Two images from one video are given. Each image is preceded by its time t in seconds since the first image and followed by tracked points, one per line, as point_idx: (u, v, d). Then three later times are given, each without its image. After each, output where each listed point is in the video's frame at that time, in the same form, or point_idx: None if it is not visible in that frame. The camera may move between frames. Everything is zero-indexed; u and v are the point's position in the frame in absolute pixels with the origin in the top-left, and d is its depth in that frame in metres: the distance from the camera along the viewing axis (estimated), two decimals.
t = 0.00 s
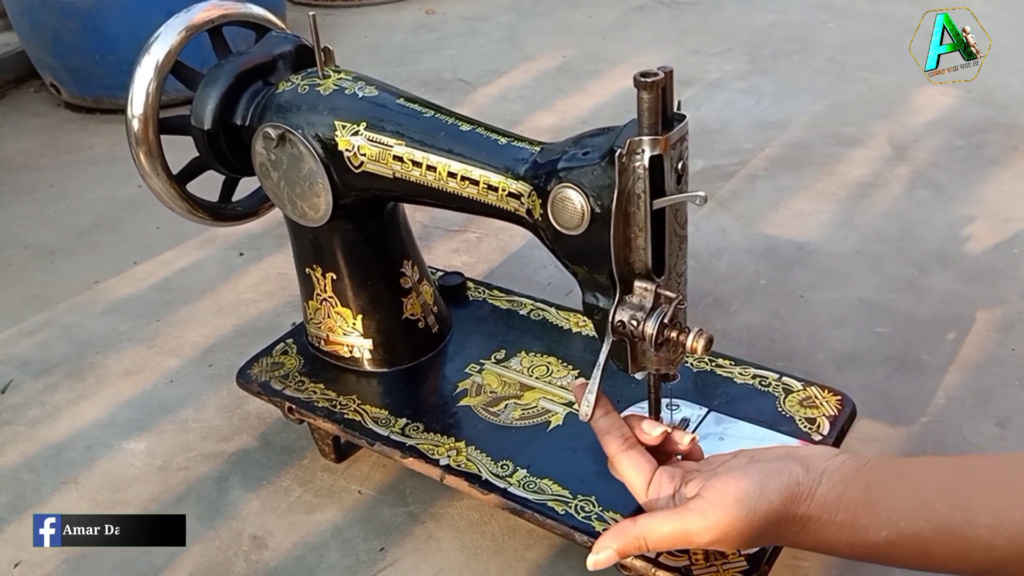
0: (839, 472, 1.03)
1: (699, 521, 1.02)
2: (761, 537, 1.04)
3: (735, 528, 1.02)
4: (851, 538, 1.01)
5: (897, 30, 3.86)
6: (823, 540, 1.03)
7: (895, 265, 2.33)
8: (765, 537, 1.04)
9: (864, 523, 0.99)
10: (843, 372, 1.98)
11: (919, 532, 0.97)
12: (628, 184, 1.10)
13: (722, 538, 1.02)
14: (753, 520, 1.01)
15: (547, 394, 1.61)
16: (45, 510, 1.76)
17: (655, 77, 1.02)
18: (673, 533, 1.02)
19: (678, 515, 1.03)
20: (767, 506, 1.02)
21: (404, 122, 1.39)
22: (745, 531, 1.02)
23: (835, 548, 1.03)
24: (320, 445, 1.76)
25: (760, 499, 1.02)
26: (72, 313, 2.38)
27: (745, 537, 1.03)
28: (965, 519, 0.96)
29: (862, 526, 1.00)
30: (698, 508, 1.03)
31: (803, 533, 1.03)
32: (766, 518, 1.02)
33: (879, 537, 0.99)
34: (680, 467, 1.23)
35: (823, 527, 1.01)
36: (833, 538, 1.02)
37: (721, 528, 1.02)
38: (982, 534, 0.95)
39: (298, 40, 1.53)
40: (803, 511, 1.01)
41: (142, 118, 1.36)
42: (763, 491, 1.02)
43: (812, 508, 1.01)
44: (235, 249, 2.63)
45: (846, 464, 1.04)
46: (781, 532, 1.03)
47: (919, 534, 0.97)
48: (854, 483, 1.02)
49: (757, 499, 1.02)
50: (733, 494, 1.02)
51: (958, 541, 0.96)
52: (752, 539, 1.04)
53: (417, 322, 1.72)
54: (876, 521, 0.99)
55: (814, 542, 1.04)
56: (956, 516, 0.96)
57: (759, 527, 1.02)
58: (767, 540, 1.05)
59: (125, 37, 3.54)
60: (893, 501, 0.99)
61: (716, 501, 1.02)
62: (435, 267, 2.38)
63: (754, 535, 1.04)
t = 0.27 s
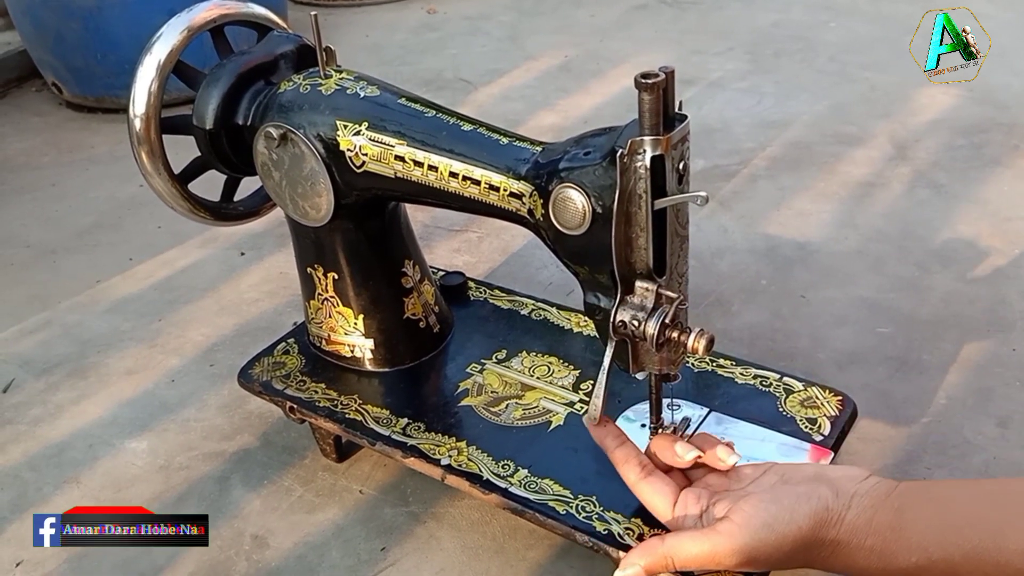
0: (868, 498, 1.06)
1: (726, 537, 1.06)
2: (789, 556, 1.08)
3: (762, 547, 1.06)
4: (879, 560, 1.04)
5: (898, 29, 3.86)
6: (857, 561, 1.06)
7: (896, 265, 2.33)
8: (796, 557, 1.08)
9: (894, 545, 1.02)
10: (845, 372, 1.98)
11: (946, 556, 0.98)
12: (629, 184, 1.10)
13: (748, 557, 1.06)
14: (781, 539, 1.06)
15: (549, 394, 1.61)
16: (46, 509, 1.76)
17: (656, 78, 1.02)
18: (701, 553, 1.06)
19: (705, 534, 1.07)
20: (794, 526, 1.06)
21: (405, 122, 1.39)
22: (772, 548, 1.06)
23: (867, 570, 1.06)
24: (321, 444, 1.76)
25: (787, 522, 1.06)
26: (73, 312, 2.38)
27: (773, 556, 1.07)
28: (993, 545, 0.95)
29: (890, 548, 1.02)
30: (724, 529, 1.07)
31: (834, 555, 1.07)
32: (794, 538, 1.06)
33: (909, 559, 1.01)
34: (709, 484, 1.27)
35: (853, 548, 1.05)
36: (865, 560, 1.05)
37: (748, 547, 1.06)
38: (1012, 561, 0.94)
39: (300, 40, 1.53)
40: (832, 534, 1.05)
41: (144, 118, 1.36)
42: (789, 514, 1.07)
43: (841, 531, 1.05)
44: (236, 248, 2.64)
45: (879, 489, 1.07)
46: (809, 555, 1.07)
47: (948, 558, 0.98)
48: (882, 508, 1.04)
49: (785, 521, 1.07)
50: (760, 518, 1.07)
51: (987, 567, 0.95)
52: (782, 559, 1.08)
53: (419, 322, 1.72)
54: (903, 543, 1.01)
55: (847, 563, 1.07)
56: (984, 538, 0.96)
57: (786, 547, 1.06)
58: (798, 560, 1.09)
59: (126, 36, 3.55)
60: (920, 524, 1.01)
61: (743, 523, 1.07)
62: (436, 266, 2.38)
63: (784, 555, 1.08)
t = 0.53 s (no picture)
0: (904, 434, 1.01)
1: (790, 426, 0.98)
2: (830, 472, 0.98)
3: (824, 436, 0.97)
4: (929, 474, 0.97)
5: (898, 30, 3.86)
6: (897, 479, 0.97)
7: (896, 266, 2.34)
8: (836, 470, 0.98)
9: (941, 471, 0.97)
10: (844, 373, 1.98)
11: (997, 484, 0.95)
12: (629, 185, 1.10)
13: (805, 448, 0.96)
14: (842, 443, 0.97)
15: (548, 394, 1.61)
16: (46, 509, 1.76)
17: (656, 80, 1.02)
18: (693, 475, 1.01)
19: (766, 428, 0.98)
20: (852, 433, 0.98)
21: (405, 123, 1.39)
22: (829, 445, 0.97)
23: (905, 497, 0.97)
24: (320, 445, 1.76)
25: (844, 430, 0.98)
26: (73, 313, 2.38)
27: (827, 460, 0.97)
28: None
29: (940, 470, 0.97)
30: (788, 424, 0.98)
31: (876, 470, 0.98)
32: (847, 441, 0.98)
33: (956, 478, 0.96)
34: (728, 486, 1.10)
35: (899, 466, 0.98)
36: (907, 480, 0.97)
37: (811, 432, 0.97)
38: None
39: (300, 41, 1.53)
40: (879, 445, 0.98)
41: (144, 118, 1.36)
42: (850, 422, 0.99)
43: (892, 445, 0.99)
44: (236, 249, 2.64)
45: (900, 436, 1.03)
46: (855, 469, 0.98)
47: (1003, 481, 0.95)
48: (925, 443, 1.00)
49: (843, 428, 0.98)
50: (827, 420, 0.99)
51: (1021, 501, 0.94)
52: (819, 473, 0.98)
53: (419, 323, 1.72)
54: (952, 466, 0.97)
55: (884, 488, 0.98)
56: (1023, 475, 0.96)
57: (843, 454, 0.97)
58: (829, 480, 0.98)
59: (127, 37, 3.55)
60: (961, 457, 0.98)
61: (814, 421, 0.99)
62: (436, 267, 2.38)
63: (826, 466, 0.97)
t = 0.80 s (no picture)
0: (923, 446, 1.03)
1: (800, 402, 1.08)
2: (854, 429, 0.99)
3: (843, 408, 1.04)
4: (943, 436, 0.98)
5: (898, 31, 3.87)
6: (916, 436, 0.98)
7: (895, 266, 2.34)
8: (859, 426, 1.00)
9: (963, 441, 0.97)
10: (844, 374, 1.98)
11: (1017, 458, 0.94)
12: (628, 186, 1.10)
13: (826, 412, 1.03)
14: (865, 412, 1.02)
15: (548, 395, 1.61)
16: (46, 510, 1.76)
17: (655, 81, 1.02)
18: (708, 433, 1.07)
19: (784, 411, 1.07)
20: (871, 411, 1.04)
21: (405, 125, 1.39)
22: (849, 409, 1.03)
23: (926, 452, 0.96)
24: (320, 446, 1.76)
25: (863, 411, 1.03)
26: (73, 314, 2.38)
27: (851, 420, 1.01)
28: None
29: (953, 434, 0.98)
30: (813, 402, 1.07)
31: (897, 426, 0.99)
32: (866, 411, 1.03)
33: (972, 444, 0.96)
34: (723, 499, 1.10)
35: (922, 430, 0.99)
36: (925, 440, 0.97)
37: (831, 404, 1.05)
38: None
39: (300, 42, 1.53)
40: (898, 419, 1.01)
41: (144, 119, 1.36)
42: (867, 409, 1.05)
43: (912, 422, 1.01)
44: (236, 250, 2.64)
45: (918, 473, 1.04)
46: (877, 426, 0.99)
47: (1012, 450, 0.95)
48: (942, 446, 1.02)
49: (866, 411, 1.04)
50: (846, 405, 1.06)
51: None
52: (847, 430, 0.99)
53: (418, 324, 1.72)
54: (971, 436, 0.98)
55: (905, 443, 0.97)
56: None
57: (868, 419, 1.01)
58: (856, 437, 0.98)
59: (127, 37, 3.55)
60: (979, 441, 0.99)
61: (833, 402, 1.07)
62: (436, 267, 2.38)
63: (851, 424, 1.00)
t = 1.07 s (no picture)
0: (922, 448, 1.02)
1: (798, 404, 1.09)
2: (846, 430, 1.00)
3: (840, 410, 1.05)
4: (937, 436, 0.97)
5: (896, 33, 3.88)
6: (910, 436, 0.98)
7: (893, 269, 2.34)
8: (852, 427, 1.00)
9: (958, 441, 0.96)
10: (842, 376, 1.99)
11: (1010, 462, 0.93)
12: (626, 189, 1.10)
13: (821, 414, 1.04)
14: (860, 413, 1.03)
15: (546, 398, 1.62)
16: (44, 513, 1.76)
17: (653, 84, 1.02)
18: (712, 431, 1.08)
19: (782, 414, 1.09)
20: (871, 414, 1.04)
21: (403, 128, 1.40)
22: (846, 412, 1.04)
23: (919, 451, 0.96)
24: (319, 449, 1.76)
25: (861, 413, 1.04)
26: (72, 317, 2.38)
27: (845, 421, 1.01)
28: None
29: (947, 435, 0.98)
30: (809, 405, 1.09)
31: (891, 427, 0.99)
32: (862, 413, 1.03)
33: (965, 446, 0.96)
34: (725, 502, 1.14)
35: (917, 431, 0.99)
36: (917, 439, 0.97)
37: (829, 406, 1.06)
38: None
39: (299, 45, 1.54)
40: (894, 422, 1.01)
41: (143, 123, 1.37)
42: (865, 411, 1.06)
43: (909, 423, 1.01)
44: (235, 253, 2.64)
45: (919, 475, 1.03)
46: (870, 427, 1.00)
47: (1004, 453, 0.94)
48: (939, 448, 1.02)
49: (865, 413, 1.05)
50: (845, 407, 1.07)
51: None
52: (840, 430, 1.00)
53: (417, 327, 1.73)
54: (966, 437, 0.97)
55: (896, 442, 0.97)
56: None
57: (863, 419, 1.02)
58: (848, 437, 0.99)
59: (125, 40, 3.55)
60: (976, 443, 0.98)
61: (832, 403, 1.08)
62: (435, 270, 2.39)
63: (845, 424, 1.01)
